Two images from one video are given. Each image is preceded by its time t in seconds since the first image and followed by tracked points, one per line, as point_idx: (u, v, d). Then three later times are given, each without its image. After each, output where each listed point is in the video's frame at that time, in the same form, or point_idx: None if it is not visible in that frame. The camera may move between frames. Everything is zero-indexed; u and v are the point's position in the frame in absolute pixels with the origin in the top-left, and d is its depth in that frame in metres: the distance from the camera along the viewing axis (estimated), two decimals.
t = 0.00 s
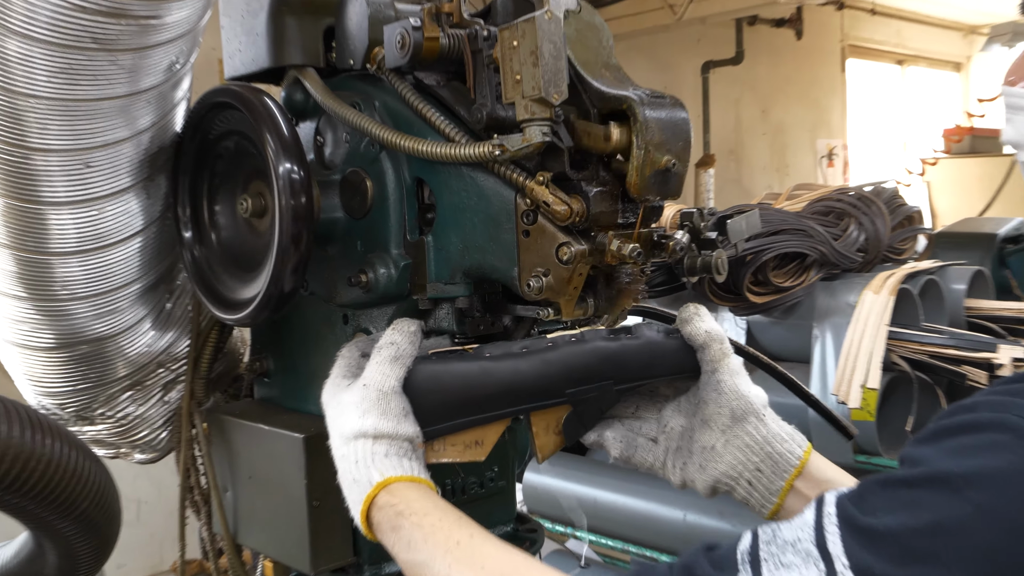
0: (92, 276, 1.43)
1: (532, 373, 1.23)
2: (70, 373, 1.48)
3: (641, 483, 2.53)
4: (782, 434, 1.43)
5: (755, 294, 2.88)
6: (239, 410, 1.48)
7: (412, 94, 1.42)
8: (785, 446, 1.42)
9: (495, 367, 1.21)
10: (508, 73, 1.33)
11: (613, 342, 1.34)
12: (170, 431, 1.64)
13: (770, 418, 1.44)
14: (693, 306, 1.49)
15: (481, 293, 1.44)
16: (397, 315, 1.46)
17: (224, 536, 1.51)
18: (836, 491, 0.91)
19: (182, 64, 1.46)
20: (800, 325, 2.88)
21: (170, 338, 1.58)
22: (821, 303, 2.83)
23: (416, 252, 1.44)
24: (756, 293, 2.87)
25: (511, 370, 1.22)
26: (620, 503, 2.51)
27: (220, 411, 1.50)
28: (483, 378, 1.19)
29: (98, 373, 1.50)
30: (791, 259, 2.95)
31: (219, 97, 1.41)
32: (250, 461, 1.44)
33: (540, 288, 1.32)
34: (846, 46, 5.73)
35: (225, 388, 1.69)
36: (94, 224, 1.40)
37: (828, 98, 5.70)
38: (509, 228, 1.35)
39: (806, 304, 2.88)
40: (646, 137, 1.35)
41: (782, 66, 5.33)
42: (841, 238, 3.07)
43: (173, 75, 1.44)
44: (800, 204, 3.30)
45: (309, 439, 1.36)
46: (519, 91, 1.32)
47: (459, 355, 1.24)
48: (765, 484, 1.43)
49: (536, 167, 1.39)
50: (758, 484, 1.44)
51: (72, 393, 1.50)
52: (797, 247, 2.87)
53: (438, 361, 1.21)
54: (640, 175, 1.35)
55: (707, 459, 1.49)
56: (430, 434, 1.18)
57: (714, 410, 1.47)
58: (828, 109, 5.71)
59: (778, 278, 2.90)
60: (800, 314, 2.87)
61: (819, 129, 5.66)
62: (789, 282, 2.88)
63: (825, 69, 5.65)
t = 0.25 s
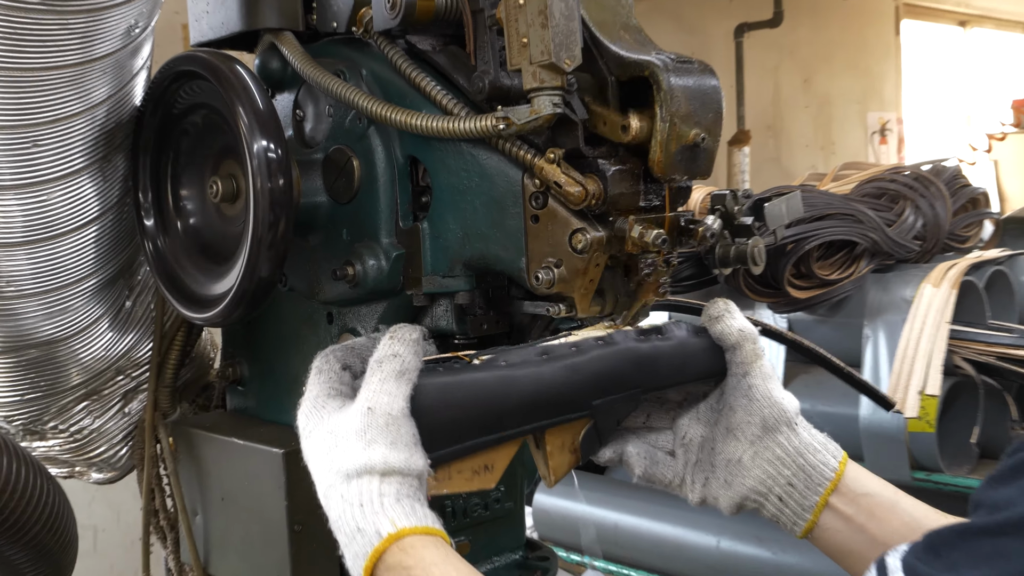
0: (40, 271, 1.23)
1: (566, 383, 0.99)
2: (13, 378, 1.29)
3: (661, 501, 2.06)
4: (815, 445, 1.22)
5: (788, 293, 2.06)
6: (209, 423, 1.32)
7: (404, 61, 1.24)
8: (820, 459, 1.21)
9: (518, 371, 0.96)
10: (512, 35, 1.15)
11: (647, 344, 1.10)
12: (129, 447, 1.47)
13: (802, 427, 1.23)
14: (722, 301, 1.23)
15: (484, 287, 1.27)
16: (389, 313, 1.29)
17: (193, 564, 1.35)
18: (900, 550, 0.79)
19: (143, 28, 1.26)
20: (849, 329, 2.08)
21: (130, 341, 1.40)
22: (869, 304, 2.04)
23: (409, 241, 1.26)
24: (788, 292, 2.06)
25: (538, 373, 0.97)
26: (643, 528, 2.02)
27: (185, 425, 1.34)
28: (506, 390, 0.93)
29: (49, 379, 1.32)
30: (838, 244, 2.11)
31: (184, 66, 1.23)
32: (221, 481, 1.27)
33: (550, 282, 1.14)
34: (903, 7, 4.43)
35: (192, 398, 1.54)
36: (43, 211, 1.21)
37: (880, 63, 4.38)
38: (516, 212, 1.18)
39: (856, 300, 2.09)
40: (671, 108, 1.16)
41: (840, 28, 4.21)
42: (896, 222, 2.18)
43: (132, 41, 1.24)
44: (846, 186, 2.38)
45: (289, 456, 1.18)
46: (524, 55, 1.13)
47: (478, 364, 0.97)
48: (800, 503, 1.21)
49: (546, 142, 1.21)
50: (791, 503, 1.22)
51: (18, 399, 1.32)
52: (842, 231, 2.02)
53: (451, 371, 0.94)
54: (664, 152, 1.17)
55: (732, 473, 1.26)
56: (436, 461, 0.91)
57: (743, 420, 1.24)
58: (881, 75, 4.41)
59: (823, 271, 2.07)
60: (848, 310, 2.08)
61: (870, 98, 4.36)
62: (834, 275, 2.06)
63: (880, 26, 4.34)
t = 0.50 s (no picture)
0: None
1: (577, 416, 0.85)
2: None
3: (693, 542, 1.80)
4: (824, 471, 1.13)
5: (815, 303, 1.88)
6: (171, 449, 1.25)
7: (388, 48, 1.12)
8: (830, 487, 1.12)
9: (522, 404, 0.82)
10: (506, 19, 1.03)
11: (661, 369, 0.96)
12: (83, 476, 1.32)
13: (809, 453, 1.13)
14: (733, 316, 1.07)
15: (476, 298, 1.15)
16: (370, 329, 1.16)
17: None
18: None
19: (99, 12, 1.15)
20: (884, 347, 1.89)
21: (86, 360, 1.25)
22: (901, 320, 1.86)
23: (394, 247, 1.15)
24: (813, 302, 1.88)
25: (548, 406, 0.83)
26: (652, 570, 1.80)
27: (146, 452, 1.26)
28: (513, 431, 0.80)
29: None
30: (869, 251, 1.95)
31: (145, 52, 1.11)
32: (187, 513, 1.18)
33: (548, 294, 1.02)
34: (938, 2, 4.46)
35: (154, 421, 1.43)
36: None
37: (919, 52, 4.45)
38: (511, 215, 1.06)
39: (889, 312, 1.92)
40: (682, 100, 1.03)
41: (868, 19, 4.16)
42: (933, 227, 2.02)
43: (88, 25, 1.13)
44: (879, 186, 2.24)
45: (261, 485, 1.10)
46: (520, 42, 1.02)
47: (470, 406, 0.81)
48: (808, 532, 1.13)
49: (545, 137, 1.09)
50: (800, 534, 1.13)
51: None
52: (877, 239, 1.86)
53: (447, 409, 0.78)
54: (674, 150, 1.03)
55: (736, 507, 1.14)
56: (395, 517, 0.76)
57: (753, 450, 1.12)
58: (920, 65, 4.47)
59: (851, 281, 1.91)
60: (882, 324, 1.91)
61: (905, 91, 4.40)
62: (864, 287, 1.89)
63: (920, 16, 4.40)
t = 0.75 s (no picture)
0: None
1: (565, 451, 0.79)
2: None
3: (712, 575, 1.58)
4: (822, 488, 1.02)
5: (828, 313, 1.60)
6: (121, 470, 1.17)
7: (359, 30, 1.01)
8: (829, 505, 1.01)
9: (507, 442, 0.75)
10: None
11: (653, 393, 0.89)
12: (24, 499, 1.23)
13: (805, 470, 1.02)
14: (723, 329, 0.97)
15: (456, 305, 1.05)
16: (340, 338, 1.06)
17: None
18: None
19: None
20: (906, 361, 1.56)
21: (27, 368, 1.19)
22: (925, 330, 1.55)
23: (365, 248, 1.05)
24: (826, 311, 1.61)
25: (536, 441, 0.77)
26: None
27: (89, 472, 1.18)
28: (501, 473, 0.74)
29: None
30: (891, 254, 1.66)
31: (93, 31, 1.00)
32: (138, 537, 1.10)
33: (533, 301, 0.92)
34: None
35: (103, 440, 1.35)
36: None
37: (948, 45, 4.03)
38: (494, 214, 0.96)
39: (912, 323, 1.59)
40: (683, 87, 0.93)
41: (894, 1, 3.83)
42: (961, 229, 1.66)
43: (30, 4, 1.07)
44: (902, 185, 1.85)
45: (217, 509, 1.02)
46: (504, 21, 0.92)
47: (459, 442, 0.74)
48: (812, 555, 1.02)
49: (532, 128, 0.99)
50: (801, 558, 1.02)
51: None
52: (898, 238, 1.57)
53: (428, 451, 0.72)
54: (674, 142, 0.93)
55: (729, 533, 1.03)
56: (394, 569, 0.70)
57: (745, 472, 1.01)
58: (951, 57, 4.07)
59: (871, 288, 1.62)
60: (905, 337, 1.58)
61: (934, 80, 4.04)
62: (886, 293, 1.60)
63: None
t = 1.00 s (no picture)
0: None
1: (572, 465, 0.77)
2: None
3: None
4: (810, 483, 1.04)
5: (828, 313, 1.59)
6: (118, 470, 1.16)
7: (356, 25, 1.01)
8: (819, 500, 1.03)
9: (520, 460, 0.73)
10: None
11: (654, 401, 0.87)
12: (21, 500, 1.22)
13: (794, 467, 1.02)
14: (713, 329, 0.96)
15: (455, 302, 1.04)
16: (338, 336, 1.05)
17: None
18: None
19: None
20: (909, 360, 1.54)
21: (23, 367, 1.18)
22: (927, 329, 1.53)
23: (362, 245, 1.03)
24: (827, 311, 1.59)
25: (545, 456, 0.75)
26: None
27: (86, 473, 1.16)
28: (516, 491, 0.71)
29: None
30: (893, 252, 1.63)
31: (87, 27, 0.99)
32: (135, 536, 1.10)
33: (533, 296, 0.91)
34: None
35: (99, 441, 1.34)
36: None
37: (948, 41, 4.03)
38: (492, 209, 0.95)
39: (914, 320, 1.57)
40: (682, 80, 0.92)
41: None
42: (962, 227, 1.64)
43: None
44: (902, 183, 1.82)
45: (215, 509, 1.01)
46: (502, 14, 0.91)
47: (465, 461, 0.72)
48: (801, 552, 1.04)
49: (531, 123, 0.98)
50: (792, 553, 1.04)
51: None
52: (899, 236, 1.55)
53: (442, 476, 0.69)
54: (674, 136, 0.92)
55: (724, 533, 1.02)
56: None
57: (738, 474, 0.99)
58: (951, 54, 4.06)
59: (871, 287, 1.60)
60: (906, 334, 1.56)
61: (934, 80, 4.03)
62: (887, 292, 1.58)
63: None
